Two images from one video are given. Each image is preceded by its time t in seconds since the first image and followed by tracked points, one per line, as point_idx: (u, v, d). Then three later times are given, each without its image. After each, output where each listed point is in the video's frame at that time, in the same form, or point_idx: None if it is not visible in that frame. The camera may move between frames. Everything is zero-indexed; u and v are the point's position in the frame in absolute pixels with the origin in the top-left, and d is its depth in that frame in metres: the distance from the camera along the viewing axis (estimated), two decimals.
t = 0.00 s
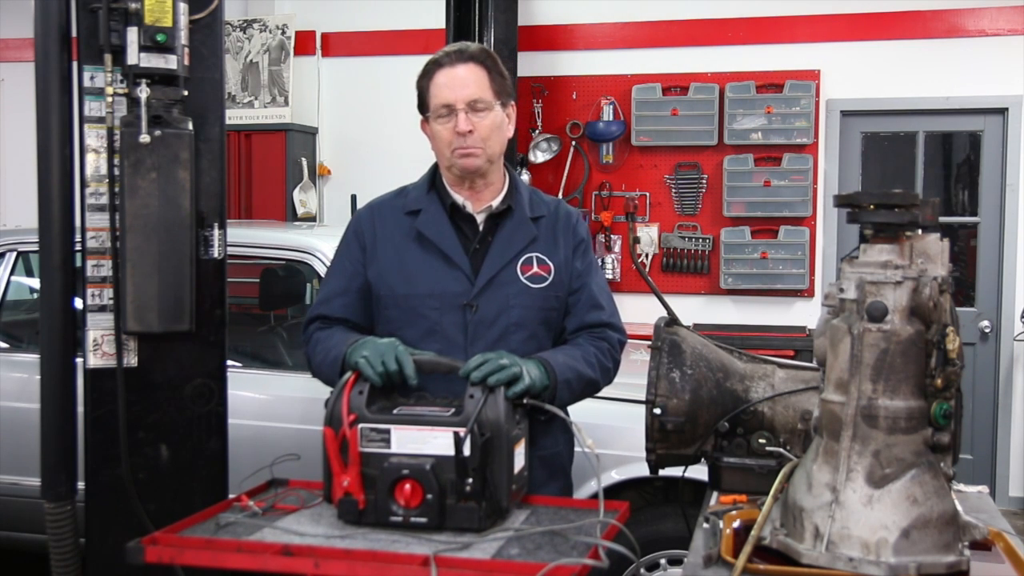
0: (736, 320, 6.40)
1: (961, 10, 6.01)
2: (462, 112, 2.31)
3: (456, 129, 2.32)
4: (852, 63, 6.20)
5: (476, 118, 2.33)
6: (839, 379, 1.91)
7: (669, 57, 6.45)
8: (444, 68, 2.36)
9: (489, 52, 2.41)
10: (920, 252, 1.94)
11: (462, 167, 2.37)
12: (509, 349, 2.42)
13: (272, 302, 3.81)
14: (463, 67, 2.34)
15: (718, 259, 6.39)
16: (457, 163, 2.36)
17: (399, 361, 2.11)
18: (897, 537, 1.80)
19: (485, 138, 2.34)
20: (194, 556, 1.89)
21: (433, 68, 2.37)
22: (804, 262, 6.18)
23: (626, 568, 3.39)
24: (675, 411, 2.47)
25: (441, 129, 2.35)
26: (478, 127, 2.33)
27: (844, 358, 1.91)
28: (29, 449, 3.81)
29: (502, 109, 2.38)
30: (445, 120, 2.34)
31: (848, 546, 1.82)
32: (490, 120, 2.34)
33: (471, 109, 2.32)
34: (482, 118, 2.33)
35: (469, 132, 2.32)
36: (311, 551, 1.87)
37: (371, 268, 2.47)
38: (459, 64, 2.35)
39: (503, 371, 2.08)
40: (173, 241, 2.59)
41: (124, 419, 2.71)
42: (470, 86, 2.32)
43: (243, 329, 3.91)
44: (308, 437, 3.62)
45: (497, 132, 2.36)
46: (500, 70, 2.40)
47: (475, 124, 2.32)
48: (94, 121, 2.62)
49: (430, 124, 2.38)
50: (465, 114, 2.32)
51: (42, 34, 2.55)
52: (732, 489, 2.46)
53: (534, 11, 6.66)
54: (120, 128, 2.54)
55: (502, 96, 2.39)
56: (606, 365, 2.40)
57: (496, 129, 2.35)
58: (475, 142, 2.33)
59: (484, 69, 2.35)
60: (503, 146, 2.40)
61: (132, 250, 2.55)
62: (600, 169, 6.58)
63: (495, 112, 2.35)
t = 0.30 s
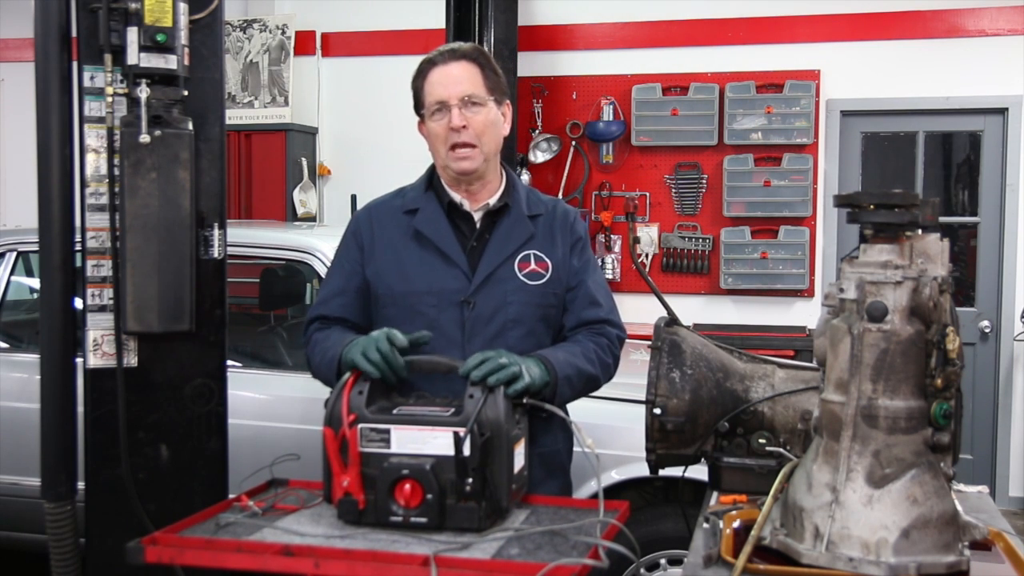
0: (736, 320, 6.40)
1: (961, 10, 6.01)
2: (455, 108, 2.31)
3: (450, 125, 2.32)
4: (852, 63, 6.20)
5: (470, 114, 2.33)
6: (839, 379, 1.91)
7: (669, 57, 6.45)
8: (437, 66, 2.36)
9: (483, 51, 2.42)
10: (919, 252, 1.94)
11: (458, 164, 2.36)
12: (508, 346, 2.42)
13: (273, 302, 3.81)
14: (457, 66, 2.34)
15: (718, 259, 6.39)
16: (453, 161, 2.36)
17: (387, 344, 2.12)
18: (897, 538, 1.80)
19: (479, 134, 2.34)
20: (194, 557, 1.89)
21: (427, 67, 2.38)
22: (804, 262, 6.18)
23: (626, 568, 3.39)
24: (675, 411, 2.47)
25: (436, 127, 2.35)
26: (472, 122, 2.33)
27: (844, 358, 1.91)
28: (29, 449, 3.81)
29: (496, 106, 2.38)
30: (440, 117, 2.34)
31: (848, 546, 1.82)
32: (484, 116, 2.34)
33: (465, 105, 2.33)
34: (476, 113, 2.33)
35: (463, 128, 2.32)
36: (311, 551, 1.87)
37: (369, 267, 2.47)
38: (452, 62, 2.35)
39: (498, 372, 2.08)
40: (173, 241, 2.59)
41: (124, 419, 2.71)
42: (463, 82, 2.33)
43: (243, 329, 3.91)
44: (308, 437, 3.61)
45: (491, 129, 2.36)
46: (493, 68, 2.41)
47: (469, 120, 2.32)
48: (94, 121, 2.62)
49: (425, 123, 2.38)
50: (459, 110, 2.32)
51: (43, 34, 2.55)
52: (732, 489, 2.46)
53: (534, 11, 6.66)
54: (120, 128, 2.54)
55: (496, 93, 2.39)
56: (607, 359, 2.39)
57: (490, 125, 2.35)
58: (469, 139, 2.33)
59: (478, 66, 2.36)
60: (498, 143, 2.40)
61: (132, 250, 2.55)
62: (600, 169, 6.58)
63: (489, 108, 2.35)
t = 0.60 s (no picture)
0: (735, 321, 6.40)
1: (961, 10, 6.01)
2: (453, 109, 2.31)
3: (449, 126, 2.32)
4: (852, 63, 6.20)
5: (468, 115, 2.33)
6: (839, 379, 1.91)
7: (669, 57, 6.45)
8: (434, 67, 2.36)
9: (481, 52, 2.41)
10: (920, 252, 1.94)
11: (456, 165, 2.36)
12: (508, 342, 2.41)
13: (273, 302, 3.81)
14: (455, 67, 2.34)
15: (718, 259, 6.39)
16: (451, 162, 2.36)
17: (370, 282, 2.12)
18: (897, 537, 1.80)
19: (477, 135, 2.34)
20: (194, 557, 1.89)
21: (425, 68, 2.37)
22: (804, 262, 6.18)
23: (625, 568, 3.39)
24: (675, 411, 2.47)
25: (434, 128, 2.34)
26: (470, 123, 2.33)
27: (844, 358, 1.91)
28: (30, 449, 3.81)
29: (494, 107, 2.38)
30: (438, 118, 2.33)
31: (848, 546, 1.82)
32: (482, 117, 2.34)
33: (463, 106, 2.32)
34: (474, 114, 2.33)
35: (461, 129, 2.32)
36: (310, 551, 1.87)
37: (368, 265, 2.47)
38: (450, 64, 2.35)
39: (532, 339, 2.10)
40: (173, 241, 2.59)
41: (124, 419, 2.71)
42: (461, 84, 2.33)
43: (243, 329, 3.92)
44: (308, 437, 3.61)
45: (489, 130, 2.36)
46: (491, 69, 2.40)
47: (467, 121, 2.32)
48: (94, 121, 2.62)
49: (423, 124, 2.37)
50: (457, 111, 2.32)
51: (43, 33, 2.55)
52: (732, 489, 2.47)
53: (534, 11, 6.66)
54: (120, 128, 2.55)
55: (494, 94, 2.39)
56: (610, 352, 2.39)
57: (488, 126, 2.35)
58: (468, 140, 2.33)
59: (476, 68, 2.36)
60: (496, 145, 2.40)
61: (132, 250, 2.55)
62: (600, 169, 6.58)
63: (487, 109, 2.35)
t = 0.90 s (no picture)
0: (735, 321, 6.40)
1: (961, 10, 6.01)
2: (472, 143, 2.23)
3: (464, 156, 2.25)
4: (852, 63, 6.20)
5: (487, 147, 2.25)
6: (839, 379, 1.91)
7: (669, 57, 6.45)
8: (456, 91, 2.21)
9: (502, 68, 2.26)
10: (919, 252, 1.94)
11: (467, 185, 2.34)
12: (511, 344, 2.43)
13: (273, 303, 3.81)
14: (478, 97, 2.20)
15: (718, 259, 6.39)
16: (462, 181, 2.33)
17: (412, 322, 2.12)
18: (897, 537, 1.80)
19: (492, 164, 2.28)
20: (194, 557, 1.89)
21: (444, 87, 2.22)
22: (804, 262, 6.18)
23: (625, 568, 3.40)
24: (675, 411, 2.47)
25: (449, 151, 2.27)
26: (487, 155, 2.26)
27: (844, 358, 1.91)
28: (29, 449, 3.81)
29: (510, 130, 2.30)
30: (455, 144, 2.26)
31: (848, 546, 1.82)
32: (499, 147, 2.27)
33: (482, 139, 2.23)
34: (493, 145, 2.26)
35: (478, 162, 2.26)
36: (310, 551, 1.87)
37: (372, 266, 2.46)
38: (472, 90, 2.21)
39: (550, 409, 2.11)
40: (173, 241, 2.59)
41: (124, 419, 2.70)
42: (483, 116, 2.20)
43: (243, 329, 3.92)
44: (308, 437, 3.62)
45: (504, 156, 2.30)
46: (511, 89, 2.27)
47: (485, 154, 2.25)
48: (95, 121, 2.62)
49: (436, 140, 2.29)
50: (476, 144, 2.23)
51: (42, 32, 2.55)
52: (732, 489, 2.48)
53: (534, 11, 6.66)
54: (120, 128, 2.54)
55: (511, 117, 2.29)
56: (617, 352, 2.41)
57: (504, 154, 2.29)
58: (483, 169, 2.28)
59: (498, 96, 2.23)
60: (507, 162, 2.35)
61: (132, 250, 2.55)
62: (600, 169, 6.58)
63: (505, 138, 2.27)
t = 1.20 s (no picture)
0: (735, 321, 6.40)
1: (961, 10, 6.01)
2: (510, 162, 2.22)
3: (498, 173, 2.24)
4: (852, 63, 6.20)
5: (523, 168, 2.24)
6: (839, 379, 1.91)
7: (669, 57, 6.45)
8: (502, 109, 2.18)
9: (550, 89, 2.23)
10: (920, 252, 1.94)
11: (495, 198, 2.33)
12: (527, 351, 2.44)
13: (273, 303, 3.81)
14: (523, 119, 2.18)
15: (718, 259, 6.38)
16: (491, 194, 2.32)
17: (430, 356, 2.11)
18: (897, 537, 1.80)
19: (524, 183, 2.28)
20: (194, 557, 1.89)
21: (489, 103, 2.19)
22: (804, 262, 6.18)
23: (625, 568, 3.40)
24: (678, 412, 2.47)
25: (483, 166, 2.25)
26: (522, 175, 2.25)
27: (844, 358, 1.91)
28: (29, 449, 3.81)
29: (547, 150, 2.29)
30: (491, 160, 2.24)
31: (848, 546, 1.82)
32: (535, 169, 2.26)
33: (520, 160, 2.23)
34: (529, 167, 2.25)
35: (512, 180, 2.25)
36: (310, 551, 1.87)
37: (390, 260, 2.44)
38: (518, 111, 2.18)
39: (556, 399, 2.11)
40: (173, 241, 2.59)
41: (124, 419, 2.70)
42: (526, 139, 2.19)
43: (243, 329, 3.92)
44: (307, 437, 3.61)
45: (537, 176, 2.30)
46: (555, 111, 2.25)
47: (520, 173, 2.25)
48: (94, 121, 2.62)
49: (472, 150, 2.27)
50: (513, 164, 2.22)
51: (43, 32, 2.55)
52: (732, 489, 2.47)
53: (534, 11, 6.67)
54: (120, 128, 2.55)
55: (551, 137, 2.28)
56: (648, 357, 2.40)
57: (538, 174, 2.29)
58: (515, 187, 2.28)
59: (543, 119, 2.21)
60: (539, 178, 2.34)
61: (132, 250, 2.55)
62: (600, 169, 6.57)
63: (541, 159, 2.26)
